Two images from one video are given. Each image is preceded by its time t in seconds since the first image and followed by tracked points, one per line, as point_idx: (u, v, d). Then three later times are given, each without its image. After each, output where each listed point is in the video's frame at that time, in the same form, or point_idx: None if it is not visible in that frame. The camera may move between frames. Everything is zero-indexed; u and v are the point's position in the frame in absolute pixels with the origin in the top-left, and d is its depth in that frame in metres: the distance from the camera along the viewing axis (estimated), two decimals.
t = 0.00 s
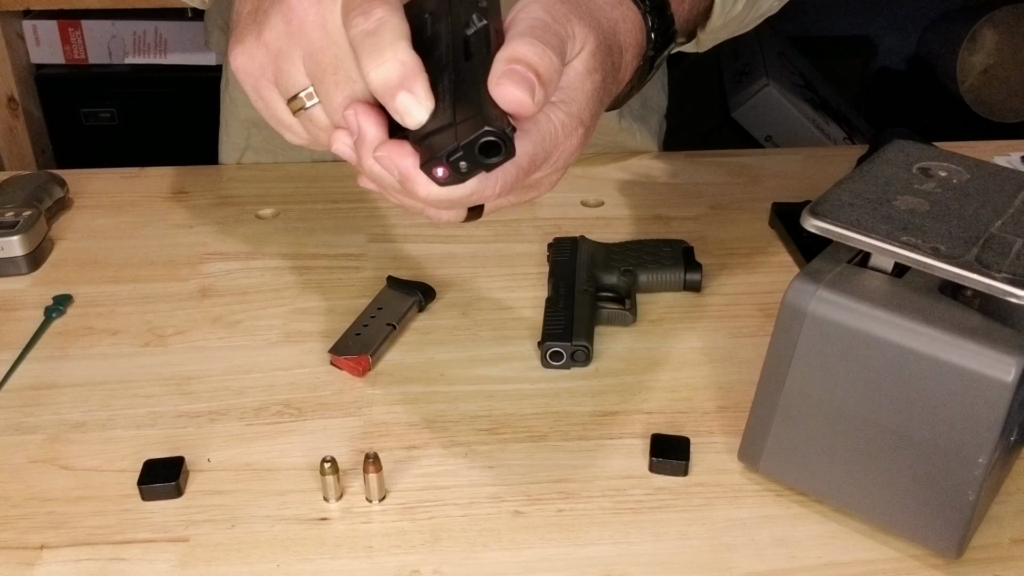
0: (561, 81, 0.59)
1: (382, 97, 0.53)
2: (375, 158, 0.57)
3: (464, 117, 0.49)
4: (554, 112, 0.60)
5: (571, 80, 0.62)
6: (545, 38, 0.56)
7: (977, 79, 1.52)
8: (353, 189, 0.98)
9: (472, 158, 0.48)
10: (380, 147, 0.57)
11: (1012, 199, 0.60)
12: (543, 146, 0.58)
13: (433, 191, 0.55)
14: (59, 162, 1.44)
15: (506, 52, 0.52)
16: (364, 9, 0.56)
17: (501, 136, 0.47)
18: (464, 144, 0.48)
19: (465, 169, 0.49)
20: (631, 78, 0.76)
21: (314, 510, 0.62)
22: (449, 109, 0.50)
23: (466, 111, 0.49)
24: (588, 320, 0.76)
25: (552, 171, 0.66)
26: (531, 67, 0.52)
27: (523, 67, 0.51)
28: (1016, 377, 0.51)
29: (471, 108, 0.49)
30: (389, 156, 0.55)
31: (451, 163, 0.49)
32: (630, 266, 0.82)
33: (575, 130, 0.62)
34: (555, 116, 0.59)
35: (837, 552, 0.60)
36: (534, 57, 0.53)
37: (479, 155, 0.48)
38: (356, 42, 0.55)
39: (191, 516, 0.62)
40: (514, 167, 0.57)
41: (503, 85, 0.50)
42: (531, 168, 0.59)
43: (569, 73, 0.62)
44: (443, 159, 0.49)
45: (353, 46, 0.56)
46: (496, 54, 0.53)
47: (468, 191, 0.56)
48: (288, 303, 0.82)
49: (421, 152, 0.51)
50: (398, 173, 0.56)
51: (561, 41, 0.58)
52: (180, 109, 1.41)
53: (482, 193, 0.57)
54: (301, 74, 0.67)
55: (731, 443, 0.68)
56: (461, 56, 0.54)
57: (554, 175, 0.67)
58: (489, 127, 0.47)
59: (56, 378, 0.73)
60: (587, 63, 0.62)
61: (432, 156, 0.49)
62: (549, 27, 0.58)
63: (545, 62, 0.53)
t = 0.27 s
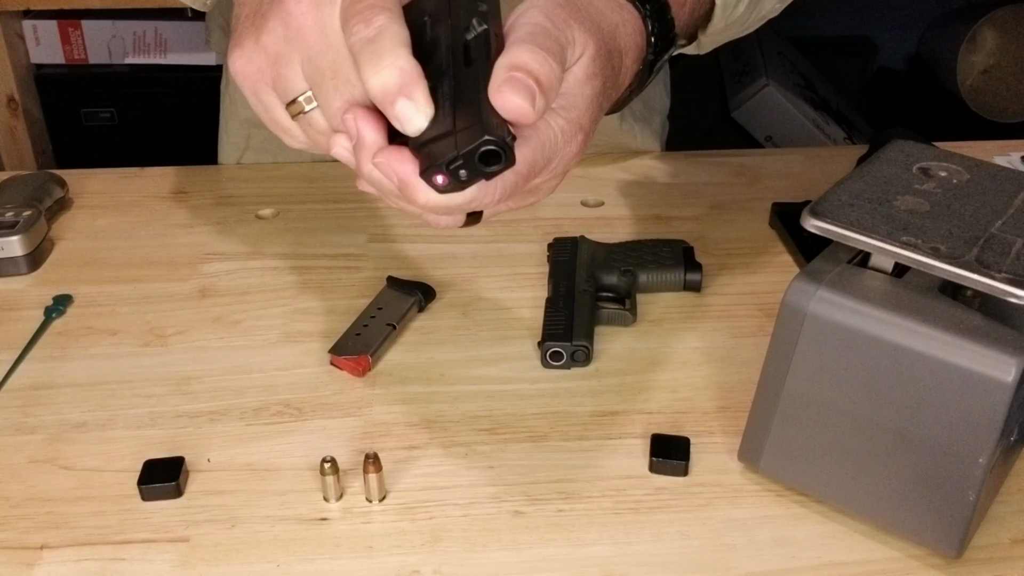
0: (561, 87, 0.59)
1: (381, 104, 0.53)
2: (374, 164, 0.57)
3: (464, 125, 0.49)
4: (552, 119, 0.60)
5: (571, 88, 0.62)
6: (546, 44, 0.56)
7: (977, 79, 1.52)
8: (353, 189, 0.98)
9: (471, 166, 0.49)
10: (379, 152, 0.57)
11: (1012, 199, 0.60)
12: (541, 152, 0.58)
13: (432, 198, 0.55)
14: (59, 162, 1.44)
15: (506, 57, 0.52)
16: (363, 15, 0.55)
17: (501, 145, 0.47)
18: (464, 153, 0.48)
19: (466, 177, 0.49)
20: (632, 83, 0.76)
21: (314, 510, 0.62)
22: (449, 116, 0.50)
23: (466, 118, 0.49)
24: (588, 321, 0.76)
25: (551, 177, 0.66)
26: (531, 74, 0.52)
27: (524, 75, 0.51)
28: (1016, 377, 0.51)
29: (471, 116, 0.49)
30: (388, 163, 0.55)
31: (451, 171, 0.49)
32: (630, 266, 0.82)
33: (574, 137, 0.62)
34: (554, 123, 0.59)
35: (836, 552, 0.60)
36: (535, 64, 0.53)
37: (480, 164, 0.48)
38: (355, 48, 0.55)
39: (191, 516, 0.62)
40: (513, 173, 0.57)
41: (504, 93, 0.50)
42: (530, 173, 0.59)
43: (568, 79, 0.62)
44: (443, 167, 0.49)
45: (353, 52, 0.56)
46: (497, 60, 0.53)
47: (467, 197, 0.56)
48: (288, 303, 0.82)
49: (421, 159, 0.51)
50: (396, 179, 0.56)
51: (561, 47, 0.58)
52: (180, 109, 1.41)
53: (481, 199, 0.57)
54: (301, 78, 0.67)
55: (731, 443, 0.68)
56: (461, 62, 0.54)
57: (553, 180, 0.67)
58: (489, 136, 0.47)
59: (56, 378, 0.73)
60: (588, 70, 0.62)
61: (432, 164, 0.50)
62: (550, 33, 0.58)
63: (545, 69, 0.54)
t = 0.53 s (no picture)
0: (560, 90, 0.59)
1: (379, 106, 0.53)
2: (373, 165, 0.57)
3: (464, 127, 0.49)
4: (552, 122, 0.60)
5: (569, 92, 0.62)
6: (544, 48, 0.56)
7: (977, 80, 1.51)
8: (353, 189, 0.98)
9: (471, 169, 0.48)
10: (378, 154, 0.57)
11: (1012, 199, 0.60)
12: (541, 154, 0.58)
13: (430, 200, 0.56)
14: (59, 162, 1.44)
15: (506, 61, 0.53)
16: (362, 17, 0.55)
17: (501, 148, 0.47)
18: (463, 156, 0.48)
19: (465, 179, 0.49)
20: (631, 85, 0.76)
21: (314, 510, 0.62)
22: (449, 118, 0.50)
23: (466, 121, 0.49)
24: (588, 321, 0.76)
25: (551, 179, 0.66)
26: (530, 77, 0.52)
27: (523, 79, 0.51)
28: (1016, 377, 0.51)
29: (471, 119, 0.49)
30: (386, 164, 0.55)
31: (450, 174, 0.49)
32: (630, 266, 0.82)
33: (573, 140, 0.62)
34: (554, 126, 0.59)
35: (836, 553, 0.60)
36: (534, 68, 0.53)
37: (479, 167, 0.48)
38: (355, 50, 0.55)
39: (191, 516, 0.62)
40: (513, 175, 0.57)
41: (503, 97, 0.50)
42: (530, 176, 0.59)
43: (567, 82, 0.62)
44: (441, 170, 0.49)
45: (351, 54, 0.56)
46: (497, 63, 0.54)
47: (466, 199, 0.56)
48: (288, 303, 0.82)
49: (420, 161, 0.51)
50: (394, 180, 0.56)
51: (561, 50, 0.58)
52: (180, 109, 1.41)
53: (480, 202, 0.57)
54: (299, 78, 0.67)
55: (731, 443, 0.68)
56: (460, 64, 0.54)
57: (553, 183, 0.67)
58: (488, 138, 0.47)
59: (56, 378, 0.73)
60: (587, 73, 0.62)
61: (431, 166, 0.49)
62: (549, 37, 0.58)
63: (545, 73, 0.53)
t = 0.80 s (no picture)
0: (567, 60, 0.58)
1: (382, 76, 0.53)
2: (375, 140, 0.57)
3: (470, 97, 0.49)
4: (559, 94, 0.59)
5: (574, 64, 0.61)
6: (552, 15, 0.55)
7: (977, 79, 1.52)
8: (353, 189, 0.98)
9: (477, 139, 0.48)
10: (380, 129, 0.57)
11: (1012, 199, 0.60)
12: (546, 130, 0.58)
13: (435, 174, 0.55)
14: (59, 161, 1.44)
15: (512, 30, 0.51)
16: None
17: (508, 115, 0.46)
18: (469, 124, 0.47)
19: (470, 150, 0.48)
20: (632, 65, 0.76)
21: (314, 510, 0.62)
22: (454, 89, 0.50)
23: (471, 93, 0.49)
24: (588, 320, 0.76)
25: (558, 152, 0.66)
26: (539, 45, 0.51)
27: (532, 44, 0.51)
28: (1016, 377, 0.51)
29: (477, 89, 0.49)
30: (388, 137, 0.55)
31: (456, 144, 0.49)
32: (629, 266, 0.82)
33: (579, 112, 0.62)
34: (560, 99, 0.59)
35: (837, 552, 0.60)
36: (541, 36, 0.52)
37: (486, 137, 0.48)
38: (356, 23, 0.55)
39: (191, 516, 0.62)
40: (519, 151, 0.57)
41: (513, 64, 0.49)
42: (537, 151, 0.59)
43: (575, 52, 0.61)
44: (447, 140, 0.49)
45: (350, 24, 0.56)
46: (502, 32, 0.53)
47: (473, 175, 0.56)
48: (288, 302, 0.82)
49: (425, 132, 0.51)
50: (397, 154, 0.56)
51: (567, 19, 0.58)
52: (180, 108, 1.41)
53: (487, 178, 0.57)
54: (299, 57, 0.67)
55: (731, 443, 0.68)
56: (463, 36, 0.53)
57: (560, 157, 0.67)
58: (496, 105, 0.47)
59: (56, 378, 0.73)
60: (595, 42, 0.62)
61: (437, 137, 0.49)
62: (555, 5, 0.57)
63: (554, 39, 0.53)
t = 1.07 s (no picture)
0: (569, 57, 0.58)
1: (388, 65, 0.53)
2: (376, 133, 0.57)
3: (473, 93, 0.49)
4: (561, 91, 0.59)
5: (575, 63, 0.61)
6: (555, 13, 0.56)
7: (977, 79, 1.52)
8: (353, 189, 0.98)
9: (479, 135, 0.48)
10: (380, 122, 0.57)
11: (1012, 199, 0.60)
12: (548, 127, 0.58)
13: (435, 168, 0.55)
14: (59, 161, 1.44)
15: (517, 27, 0.52)
16: None
17: (510, 113, 0.47)
18: (472, 121, 0.48)
19: (472, 146, 0.49)
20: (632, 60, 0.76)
21: (314, 510, 0.62)
22: (457, 84, 0.50)
23: (473, 89, 0.49)
24: (588, 320, 0.76)
25: (558, 150, 0.66)
26: (542, 43, 0.51)
27: (536, 42, 0.51)
28: (1016, 378, 0.51)
29: (479, 84, 0.49)
30: (389, 130, 0.55)
31: (458, 139, 0.49)
32: (629, 266, 0.82)
33: (580, 110, 0.62)
34: (561, 96, 0.59)
35: (836, 552, 0.60)
36: (545, 34, 0.52)
37: (488, 133, 0.48)
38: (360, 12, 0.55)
39: (191, 516, 0.62)
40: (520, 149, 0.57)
41: (518, 62, 0.50)
42: (538, 150, 0.59)
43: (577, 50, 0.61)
44: (449, 136, 0.49)
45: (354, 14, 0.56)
46: (505, 30, 0.53)
47: (473, 171, 0.55)
48: (288, 302, 0.82)
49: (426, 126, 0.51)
50: (397, 147, 0.56)
51: (569, 15, 0.58)
52: (180, 108, 1.41)
53: (487, 175, 0.57)
54: (299, 46, 0.67)
55: (731, 443, 0.68)
56: (467, 31, 0.54)
57: (560, 154, 0.67)
58: (499, 103, 0.47)
59: (56, 378, 0.73)
60: (597, 38, 0.62)
61: (438, 132, 0.49)
62: (557, 2, 0.57)
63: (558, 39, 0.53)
